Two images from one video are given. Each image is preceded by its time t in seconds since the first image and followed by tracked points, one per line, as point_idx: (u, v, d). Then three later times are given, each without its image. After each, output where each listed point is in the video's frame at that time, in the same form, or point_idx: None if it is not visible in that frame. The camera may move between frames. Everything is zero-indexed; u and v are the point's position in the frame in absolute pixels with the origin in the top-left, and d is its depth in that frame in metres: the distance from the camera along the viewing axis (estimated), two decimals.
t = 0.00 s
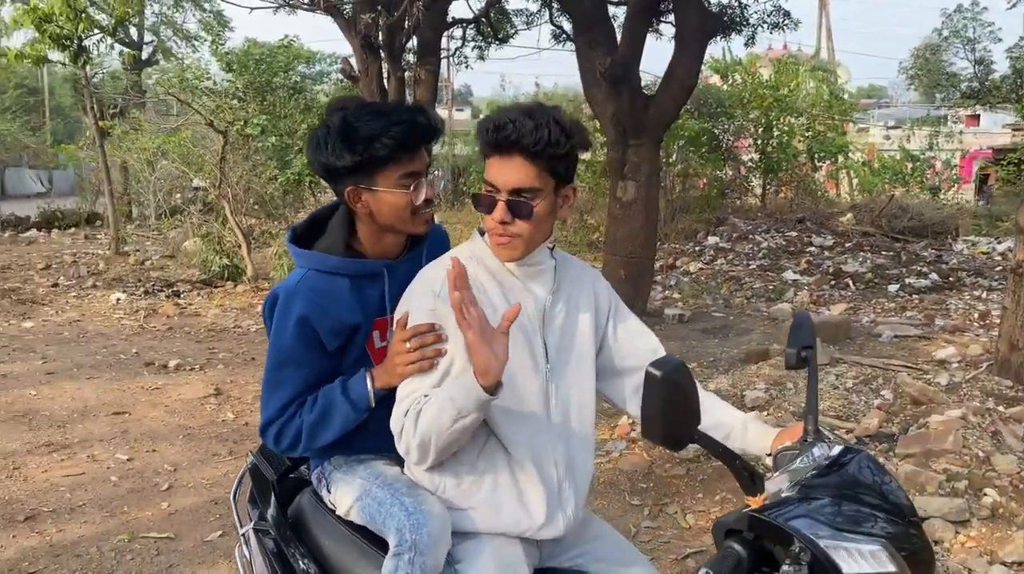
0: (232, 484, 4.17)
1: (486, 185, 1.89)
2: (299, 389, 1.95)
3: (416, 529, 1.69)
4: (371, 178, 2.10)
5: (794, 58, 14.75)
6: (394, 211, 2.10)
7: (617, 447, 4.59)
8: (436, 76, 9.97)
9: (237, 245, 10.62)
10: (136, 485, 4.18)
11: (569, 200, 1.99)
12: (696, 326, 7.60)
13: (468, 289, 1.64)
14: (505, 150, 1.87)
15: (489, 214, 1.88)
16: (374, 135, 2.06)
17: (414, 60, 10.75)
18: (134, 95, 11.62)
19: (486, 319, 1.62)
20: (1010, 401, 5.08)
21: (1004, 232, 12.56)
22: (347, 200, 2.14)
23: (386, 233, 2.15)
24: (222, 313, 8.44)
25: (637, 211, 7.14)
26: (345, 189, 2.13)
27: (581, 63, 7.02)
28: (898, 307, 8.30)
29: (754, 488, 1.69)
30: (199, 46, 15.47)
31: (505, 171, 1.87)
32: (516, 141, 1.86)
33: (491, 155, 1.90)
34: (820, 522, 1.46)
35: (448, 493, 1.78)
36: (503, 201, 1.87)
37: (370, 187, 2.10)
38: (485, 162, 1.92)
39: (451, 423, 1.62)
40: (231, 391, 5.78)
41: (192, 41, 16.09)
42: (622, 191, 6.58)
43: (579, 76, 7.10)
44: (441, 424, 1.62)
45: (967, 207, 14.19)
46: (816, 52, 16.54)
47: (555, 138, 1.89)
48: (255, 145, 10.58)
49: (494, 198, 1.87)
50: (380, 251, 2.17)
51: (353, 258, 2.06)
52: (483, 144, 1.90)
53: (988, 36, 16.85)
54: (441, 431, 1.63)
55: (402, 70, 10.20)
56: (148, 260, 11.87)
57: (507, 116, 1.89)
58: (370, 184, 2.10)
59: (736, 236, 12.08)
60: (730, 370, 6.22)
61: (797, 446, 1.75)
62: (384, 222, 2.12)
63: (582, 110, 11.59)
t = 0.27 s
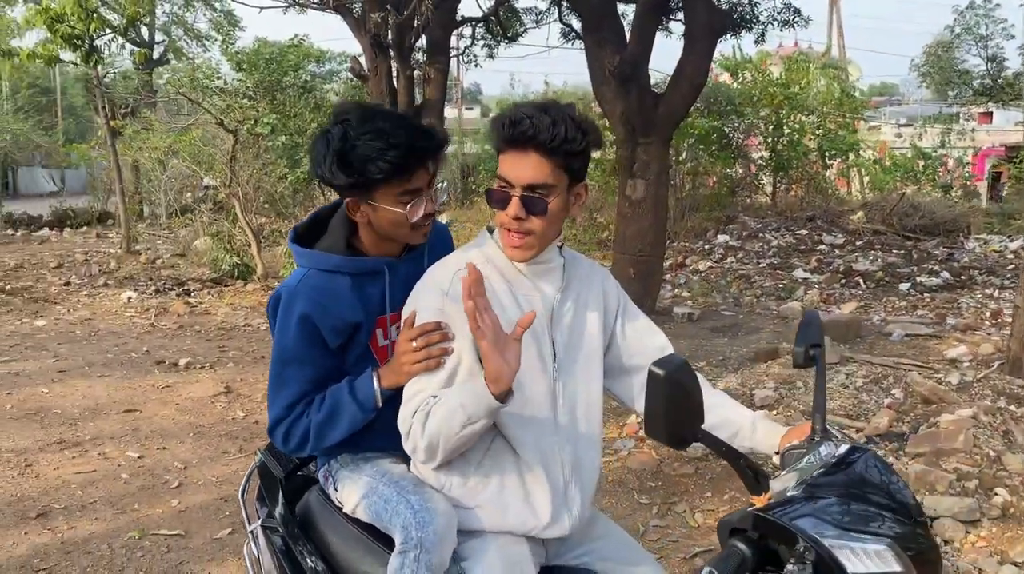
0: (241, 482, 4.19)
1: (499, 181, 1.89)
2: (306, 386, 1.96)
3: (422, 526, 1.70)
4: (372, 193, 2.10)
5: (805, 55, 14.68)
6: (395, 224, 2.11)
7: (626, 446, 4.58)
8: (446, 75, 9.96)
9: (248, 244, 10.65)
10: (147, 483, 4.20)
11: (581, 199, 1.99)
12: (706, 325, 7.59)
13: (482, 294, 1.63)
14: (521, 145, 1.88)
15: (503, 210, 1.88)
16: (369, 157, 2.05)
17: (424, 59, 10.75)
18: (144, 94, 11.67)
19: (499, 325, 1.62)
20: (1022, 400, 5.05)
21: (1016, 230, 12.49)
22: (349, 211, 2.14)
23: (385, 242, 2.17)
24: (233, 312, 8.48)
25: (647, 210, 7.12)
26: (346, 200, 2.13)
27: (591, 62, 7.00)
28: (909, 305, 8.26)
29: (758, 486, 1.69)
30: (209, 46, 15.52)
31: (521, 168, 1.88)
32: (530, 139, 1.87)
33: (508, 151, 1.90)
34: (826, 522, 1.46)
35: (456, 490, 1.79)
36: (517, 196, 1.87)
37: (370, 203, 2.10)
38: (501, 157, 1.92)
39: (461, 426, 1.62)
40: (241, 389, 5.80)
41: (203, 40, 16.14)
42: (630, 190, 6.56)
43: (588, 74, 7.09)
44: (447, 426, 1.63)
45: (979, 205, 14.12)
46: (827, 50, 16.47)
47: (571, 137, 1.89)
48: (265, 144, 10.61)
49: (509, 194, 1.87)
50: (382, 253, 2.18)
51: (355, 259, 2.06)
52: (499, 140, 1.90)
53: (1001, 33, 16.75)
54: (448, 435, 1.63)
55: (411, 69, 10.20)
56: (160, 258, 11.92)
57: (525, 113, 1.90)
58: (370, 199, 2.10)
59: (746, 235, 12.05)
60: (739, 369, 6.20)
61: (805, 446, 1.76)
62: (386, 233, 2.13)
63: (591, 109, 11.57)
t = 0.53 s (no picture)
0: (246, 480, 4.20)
1: (531, 187, 1.82)
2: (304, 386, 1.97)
3: (420, 526, 1.70)
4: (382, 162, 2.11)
5: (810, 53, 14.65)
6: (409, 184, 2.11)
7: (630, 444, 4.58)
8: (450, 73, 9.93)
9: (253, 242, 10.67)
10: (152, 480, 4.22)
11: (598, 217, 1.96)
12: (710, 323, 7.58)
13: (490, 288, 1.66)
14: (558, 157, 1.81)
15: (532, 217, 1.83)
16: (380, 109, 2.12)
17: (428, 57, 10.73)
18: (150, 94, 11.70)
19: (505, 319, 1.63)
20: None
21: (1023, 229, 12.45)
22: (361, 185, 2.13)
23: (398, 222, 2.16)
24: (238, 310, 8.50)
25: (651, 208, 7.11)
26: (359, 173, 2.13)
27: (595, 60, 6.99)
28: (915, 304, 8.23)
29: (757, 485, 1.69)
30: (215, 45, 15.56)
31: (554, 175, 1.81)
32: (576, 149, 1.80)
33: (546, 155, 1.82)
34: (825, 522, 1.45)
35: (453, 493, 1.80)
36: (551, 206, 1.81)
37: (385, 165, 2.11)
38: (532, 160, 1.84)
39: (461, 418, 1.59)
40: (246, 388, 5.82)
41: (208, 40, 16.18)
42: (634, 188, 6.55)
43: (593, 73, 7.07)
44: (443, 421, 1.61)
45: (986, 203, 14.07)
46: (833, 47, 16.41)
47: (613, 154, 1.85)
48: (270, 143, 10.63)
49: (543, 202, 1.81)
50: (389, 245, 2.18)
51: (359, 257, 2.07)
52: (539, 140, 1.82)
53: (1007, 30, 16.67)
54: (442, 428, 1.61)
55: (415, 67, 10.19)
56: (166, 257, 11.96)
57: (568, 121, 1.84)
58: (383, 163, 2.11)
59: (751, 233, 12.03)
60: (744, 367, 6.19)
61: (805, 445, 1.76)
62: (398, 201, 2.12)
63: (596, 108, 11.56)
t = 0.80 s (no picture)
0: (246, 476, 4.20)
1: (567, 193, 1.76)
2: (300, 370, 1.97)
3: (417, 526, 1.70)
4: (394, 142, 2.19)
5: (811, 49, 14.63)
6: (417, 175, 2.19)
7: (629, 441, 4.58)
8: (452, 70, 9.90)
9: (253, 240, 10.67)
10: (152, 477, 4.22)
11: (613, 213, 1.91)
12: (711, 320, 7.58)
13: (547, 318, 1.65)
14: (589, 158, 1.75)
15: (575, 225, 1.76)
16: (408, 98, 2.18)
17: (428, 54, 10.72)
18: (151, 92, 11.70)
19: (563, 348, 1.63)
20: None
21: None
22: (372, 164, 2.21)
23: (401, 206, 2.24)
24: (238, 307, 8.50)
25: (651, 204, 7.11)
26: (372, 152, 2.20)
27: (596, 57, 6.98)
28: (916, 301, 8.22)
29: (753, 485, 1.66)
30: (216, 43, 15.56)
31: (587, 179, 1.76)
32: (614, 150, 1.75)
33: (581, 158, 1.75)
34: (822, 522, 1.45)
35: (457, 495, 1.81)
36: (594, 208, 1.76)
37: (397, 151, 2.18)
38: (562, 166, 1.76)
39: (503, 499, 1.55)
40: (246, 385, 5.82)
41: (209, 37, 16.18)
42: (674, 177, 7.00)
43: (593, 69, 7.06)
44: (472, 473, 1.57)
45: (986, 199, 14.07)
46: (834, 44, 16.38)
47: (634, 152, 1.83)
48: (271, 141, 10.62)
49: (586, 208, 1.76)
50: (389, 231, 2.24)
51: (359, 239, 2.12)
52: (563, 147, 1.75)
53: (1009, 27, 16.64)
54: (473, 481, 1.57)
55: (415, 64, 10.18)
56: (166, 255, 11.96)
57: (593, 118, 1.78)
58: (396, 148, 2.19)
59: (752, 230, 12.02)
60: (744, 364, 6.19)
61: (802, 444, 1.76)
62: (405, 188, 2.21)
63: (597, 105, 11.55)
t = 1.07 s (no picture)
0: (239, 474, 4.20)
1: (610, 186, 1.74)
2: (288, 364, 2.03)
3: (409, 523, 1.71)
4: (376, 137, 2.28)
5: (806, 46, 14.64)
6: (396, 172, 2.26)
7: (624, 438, 4.59)
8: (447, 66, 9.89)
9: (247, 238, 10.66)
10: (146, 475, 4.22)
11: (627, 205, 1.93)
12: (705, 317, 7.59)
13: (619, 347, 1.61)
14: (628, 149, 1.75)
15: (615, 218, 1.76)
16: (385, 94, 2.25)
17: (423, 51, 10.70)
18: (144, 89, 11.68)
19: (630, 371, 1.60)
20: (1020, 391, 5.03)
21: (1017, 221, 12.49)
22: (356, 159, 2.32)
23: (385, 202, 2.32)
24: (232, 305, 8.48)
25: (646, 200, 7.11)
26: (354, 146, 2.31)
27: (590, 54, 6.97)
28: (910, 297, 8.24)
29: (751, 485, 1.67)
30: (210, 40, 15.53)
31: (628, 171, 1.76)
32: (649, 141, 1.77)
33: (618, 150, 1.75)
34: (814, 518, 1.45)
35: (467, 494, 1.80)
36: (632, 200, 1.77)
37: (377, 147, 2.27)
38: (602, 158, 1.75)
39: (625, 519, 1.47)
40: (240, 382, 5.81)
41: (203, 35, 16.15)
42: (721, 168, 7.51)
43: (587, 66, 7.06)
44: (576, 478, 1.51)
45: (980, 195, 14.10)
46: (828, 41, 16.39)
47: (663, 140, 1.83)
48: (265, 138, 10.60)
49: (626, 199, 1.76)
50: (380, 223, 2.33)
51: (355, 230, 2.22)
52: (605, 138, 1.74)
53: (1003, 23, 16.67)
54: (575, 484, 1.51)
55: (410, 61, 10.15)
56: (161, 252, 11.94)
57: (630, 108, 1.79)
58: (377, 143, 2.27)
59: (747, 227, 12.04)
60: (738, 360, 6.19)
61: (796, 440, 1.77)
62: (387, 185, 2.29)
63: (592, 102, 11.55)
